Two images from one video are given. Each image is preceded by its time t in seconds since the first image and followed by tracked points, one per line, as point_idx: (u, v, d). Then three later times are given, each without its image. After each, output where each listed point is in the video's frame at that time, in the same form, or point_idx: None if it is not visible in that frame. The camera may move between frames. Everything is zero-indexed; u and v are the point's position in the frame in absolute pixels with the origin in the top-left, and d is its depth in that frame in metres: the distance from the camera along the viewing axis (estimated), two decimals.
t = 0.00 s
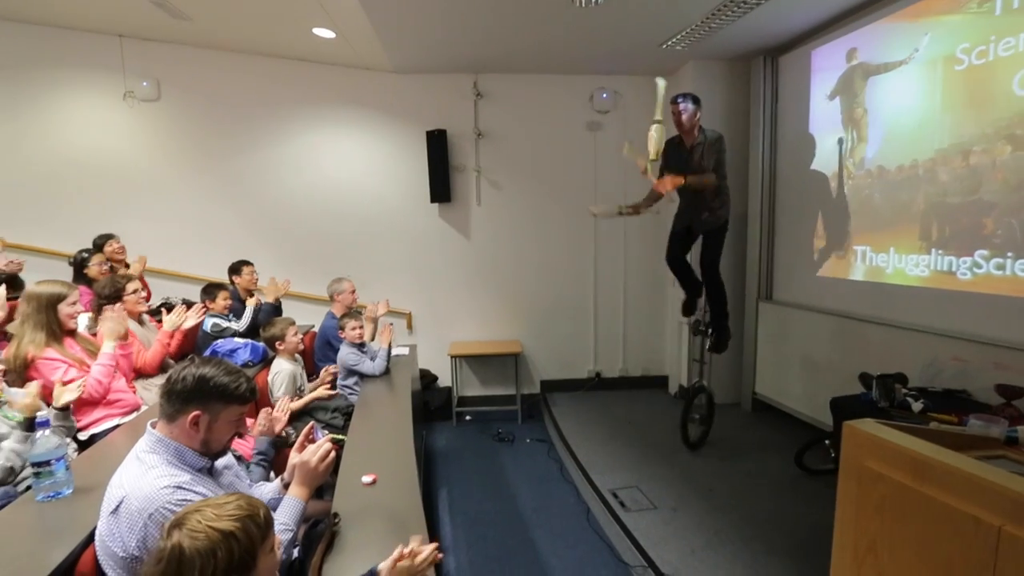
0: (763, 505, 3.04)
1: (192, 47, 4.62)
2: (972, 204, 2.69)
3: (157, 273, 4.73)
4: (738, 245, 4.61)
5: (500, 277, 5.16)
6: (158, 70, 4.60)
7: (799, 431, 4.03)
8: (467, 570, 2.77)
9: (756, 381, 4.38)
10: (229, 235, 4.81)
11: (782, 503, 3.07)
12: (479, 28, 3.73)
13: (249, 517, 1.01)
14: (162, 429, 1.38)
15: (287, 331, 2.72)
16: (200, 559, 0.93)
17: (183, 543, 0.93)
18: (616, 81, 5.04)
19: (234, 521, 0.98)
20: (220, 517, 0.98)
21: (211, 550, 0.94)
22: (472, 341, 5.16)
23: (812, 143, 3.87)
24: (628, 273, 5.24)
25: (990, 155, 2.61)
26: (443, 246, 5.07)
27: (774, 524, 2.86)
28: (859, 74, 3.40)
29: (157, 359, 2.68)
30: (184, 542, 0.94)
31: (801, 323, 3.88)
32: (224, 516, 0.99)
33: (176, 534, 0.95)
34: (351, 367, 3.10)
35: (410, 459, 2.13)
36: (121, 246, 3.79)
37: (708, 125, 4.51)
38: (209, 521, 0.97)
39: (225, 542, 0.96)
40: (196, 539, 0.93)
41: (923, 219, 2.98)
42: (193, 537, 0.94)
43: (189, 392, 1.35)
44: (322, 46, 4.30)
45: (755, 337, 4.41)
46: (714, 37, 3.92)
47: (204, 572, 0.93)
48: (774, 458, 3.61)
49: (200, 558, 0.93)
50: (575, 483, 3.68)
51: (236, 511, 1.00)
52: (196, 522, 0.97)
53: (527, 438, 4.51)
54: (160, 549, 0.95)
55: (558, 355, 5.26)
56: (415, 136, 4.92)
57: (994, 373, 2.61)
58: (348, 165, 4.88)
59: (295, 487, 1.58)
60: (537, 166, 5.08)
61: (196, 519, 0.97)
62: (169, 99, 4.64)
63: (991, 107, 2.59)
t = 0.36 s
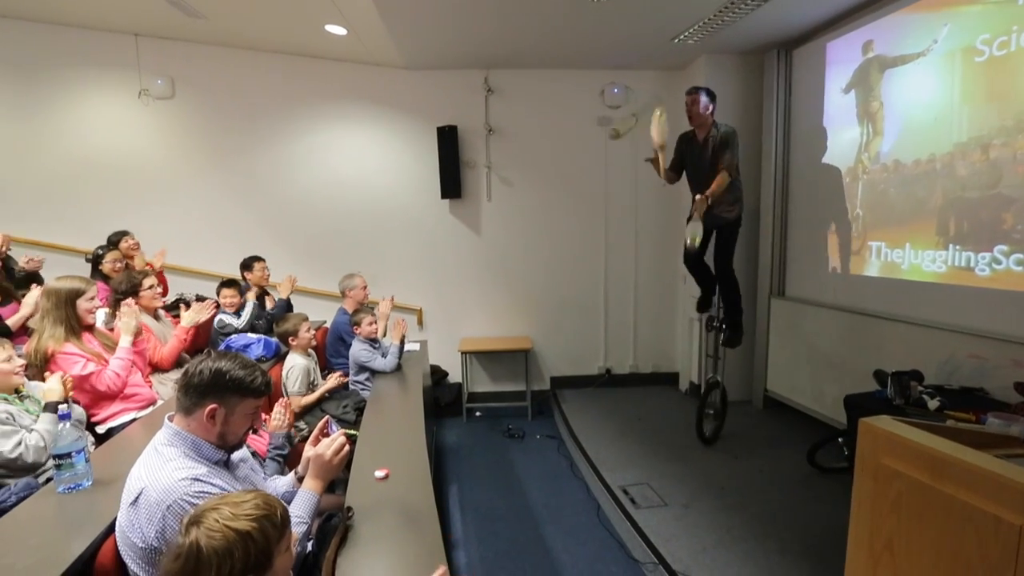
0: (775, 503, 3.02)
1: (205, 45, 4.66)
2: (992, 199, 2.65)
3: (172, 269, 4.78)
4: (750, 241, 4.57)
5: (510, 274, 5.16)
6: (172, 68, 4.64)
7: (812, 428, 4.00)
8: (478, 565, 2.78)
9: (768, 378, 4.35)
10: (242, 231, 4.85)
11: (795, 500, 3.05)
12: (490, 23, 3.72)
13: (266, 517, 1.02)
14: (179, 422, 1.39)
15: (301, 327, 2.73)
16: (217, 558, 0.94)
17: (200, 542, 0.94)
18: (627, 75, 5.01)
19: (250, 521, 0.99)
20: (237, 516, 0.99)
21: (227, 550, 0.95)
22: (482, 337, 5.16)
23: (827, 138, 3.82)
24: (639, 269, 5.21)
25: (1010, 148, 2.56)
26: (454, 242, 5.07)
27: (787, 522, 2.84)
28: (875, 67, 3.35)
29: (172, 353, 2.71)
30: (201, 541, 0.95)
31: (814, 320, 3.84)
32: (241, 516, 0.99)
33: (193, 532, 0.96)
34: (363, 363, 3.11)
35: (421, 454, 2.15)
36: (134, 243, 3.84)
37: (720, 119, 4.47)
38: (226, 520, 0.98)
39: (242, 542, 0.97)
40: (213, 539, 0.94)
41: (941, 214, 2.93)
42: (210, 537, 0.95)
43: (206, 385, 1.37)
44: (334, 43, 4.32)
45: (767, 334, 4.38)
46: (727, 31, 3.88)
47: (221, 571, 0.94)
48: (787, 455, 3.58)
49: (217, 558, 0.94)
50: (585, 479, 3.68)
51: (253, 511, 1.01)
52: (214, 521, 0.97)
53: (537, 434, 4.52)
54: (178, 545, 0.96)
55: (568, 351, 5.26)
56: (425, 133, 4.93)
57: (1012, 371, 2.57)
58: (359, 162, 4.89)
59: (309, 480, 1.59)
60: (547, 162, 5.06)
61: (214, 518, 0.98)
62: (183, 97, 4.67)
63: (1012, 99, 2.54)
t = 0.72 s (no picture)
0: (777, 502, 3.02)
1: (207, 44, 4.66)
2: (995, 197, 2.64)
3: (173, 267, 4.79)
4: (752, 240, 4.57)
5: (512, 272, 5.16)
6: (173, 67, 4.64)
7: (814, 427, 4.00)
8: (479, 563, 2.79)
9: (770, 377, 4.34)
10: (244, 230, 4.85)
11: (797, 498, 3.05)
12: (492, 21, 3.71)
13: (270, 511, 1.02)
14: (181, 420, 1.40)
15: (301, 325, 2.74)
16: (225, 553, 0.94)
17: (207, 539, 0.94)
18: (629, 73, 5.00)
19: (256, 515, 0.99)
20: (242, 512, 0.99)
21: (236, 544, 0.95)
22: (483, 335, 5.16)
23: (829, 136, 3.81)
24: (640, 268, 5.21)
25: (1013, 146, 2.55)
26: (455, 241, 5.07)
27: (789, 521, 2.84)
28: (877, 65, 3.34)
29: (173, 352, 2.71)
30: (208, 538, 0.94)
31: (816, 318, 3.83)
32: (246, 511, 0.99)
33: (198, 531, 0.95)
34: (364, 361, 3.12)
35: (423, 452, 2.15)
36: (137, 241, 3.84)
37: (722, 117, 4.47)
38: (231, 516, 0.98)
39: (249, 536, 0.97)
40: (220, 534, 0.94)
41: (943, 212, 2.93)
42: (217, 533, 0.95)
43: (208, 382, 1.37)
44: (335, 41, 4.31)
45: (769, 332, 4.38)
46: (730, 28, 3.87)
47: (230, 566, 0.94)
48: (789, 454, 3.58)
49: (225, 553, 0.94)
50: (587, 477, 3.68)
51: (257, 506, 1.01)
52: (219, 518, 0.97)
53: (539, 433, 4.52)
54: (182, 546, 0.95)
55: (570, 349, 5.25)
56: (427, 131, 4.93)
57: (1015, 370, 2.56)
58: (360, 160, 4.89)
59: (312, 480, 1.60)
60: (549, 160, 5.06)
61: (218, 515, 0.98)
62: (184, 95, 4.68)
63: (1014, 97, 2.53)
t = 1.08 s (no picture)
0: (773, 501, 3.02)
1: (203, 42, 4.64)
2: (990, 197, 2.65)
3: (169, 266, 4.77)
4: (749, 240, 4.57)
5: (509, 271, 5.16)
6: (169, 65, 4.63)
7: (810, 426, 4.00)
8: (477, 563, 2.79)
9: (767, 376, 4.35)
10: (241, 229, 4.84)
11: (793, 498, 3.05)
12: (489, 20, 3.71)
13: (265, 516, 1.01)
14: (179, 419, 1.39)
15: (298, 325, 2.74)
16: (219, 561, 0.94)
17: (201, 549, 0.93)
18: (626, 73, 5.00)
19: (250, 521, 0.98)
20: (236, 519, 0.98)
21: (230, 552, 0.95)
22: (480, 335, 5.16)
23: (826, 135, 3.82)
24: (637, 267, 5.21)
25: (1008, 147, 2.56)
26: (453, 240, 5.07)
27: (785, 520, 2.85)
28: (874, 65, 3.35)
29: (169, 352, 2.70)
30: (201, 547, 0.94)
31: (813, 318, 3.84)
32: (240, 517, 0.99)
33: (192, 540, 0.95)
34: (361, 361, 3.11)
35: (421, 452, 2.14)
36: (135, 239, 3.82)
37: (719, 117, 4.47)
38: (225, 523, 0.97)
39: (244, 543, 0.96)
40: (213, 543, 0.93)
41: (939, 212, 2.93)
42: (211, 541, 0.94)
43: (208, 381, 1.37)
44: (332, 40, 4.30)
45: (765, 332, 4.38)
46: (727, 28, 3.87)
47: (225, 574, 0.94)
48: (785, 453, 3.59)
49: (219, 561, 0.94)
50: (584, 477, 3.68)
51: (251, 511, 1.00)
52: (212, 526, 0.96)
53: (535, 432, 4.52)
54: (176, 554, 0.95)
55: (567, 349, 5.25)
56: (424, 130, 4.92)
57: (1010, 369, 2.57)
58: (357, 159, 4.89)
59: (323, 494, 1.58)
60: (546, 159, 5.06)
61: (211, 523, 0.97)
62: (180, 94, 4.66)
63: (1010, 98, 2.54)
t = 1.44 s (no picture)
0: (769, 501, 3.03)
1: (199, 41, 4.63)
2: (985, 198, 2.66)
3: (165, 266, 4.75)
4: (746, 240, 4.58)
5: (506, 271, 5.15)
6: (165, 63, 4.61)
7: (806, 426, 4.01)
8: (473, 563, 2.78)
9: (763, 376, 4.36)
10: (237, 228, 4.82)
11: (789, 498, 3.06)
12: (486, 20, 3.71)
13: (259, 521, 1.01)
14: (176, 419, 1.38)
15: (296, 325, 2.72)
16: (213, 566, 0.93)
17: (194, 554, 0.92)
18: (623, 73, 5.00)
19: (245, 527, 0.98)
20: (230, 524, 0.97)
21: (224, 558, 0.94)
22: (477, 335, 5.16)
23: (822, 136, 3.83)
24: (634, 267, 5.21)
25: (1003, 148, 2.57)
26: (450, 240, 5.06)
27: (781, 520, 2.85)
28: (870, 66, 3.36)
29: (164, 352, 2.69)
30: (194, 552, 0.93)
31: (808, 318, 3.85)
32: (234, 522, 0.98)
33: (184, 545, 0.94)
34: (357, 361, 3.10)
35: (418, 452, 2.14)
36: (134, 239, 3.81)
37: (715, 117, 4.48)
38: (218, 528, 0.96)
39: (238, 549, 0.95)
40: (206, 548, 0.92)
41: (934, 213, 2.94)
42: (204, 547, 0.93)
43: (209, 381, 1.36)
44: (329, 39, 4.29)
45: (762, 332, 4.39)
46: (724, 29, 3.88)
47: None
48: (782, 453, 3.59)
49: (213, 566, 0.92)
50: (580, 477, 3.68)
51: (245, 516, 1.00)
52: (205, 531, 0.96)
53: (532, 432, 4.52)
54: (168, 560, 0.93)
55: (563, 349, 5.26)
56: (420, 130, 4.91)
57: (1004, 369, 2.58)
58: (354, 159, 4.87)
59: (329, 506, 1.56)
60: (543, 159, 5.06)
61: (204, 527, 0.96)
62: (176, 93, 4.64)
63: (1005, 99, 2.55)
